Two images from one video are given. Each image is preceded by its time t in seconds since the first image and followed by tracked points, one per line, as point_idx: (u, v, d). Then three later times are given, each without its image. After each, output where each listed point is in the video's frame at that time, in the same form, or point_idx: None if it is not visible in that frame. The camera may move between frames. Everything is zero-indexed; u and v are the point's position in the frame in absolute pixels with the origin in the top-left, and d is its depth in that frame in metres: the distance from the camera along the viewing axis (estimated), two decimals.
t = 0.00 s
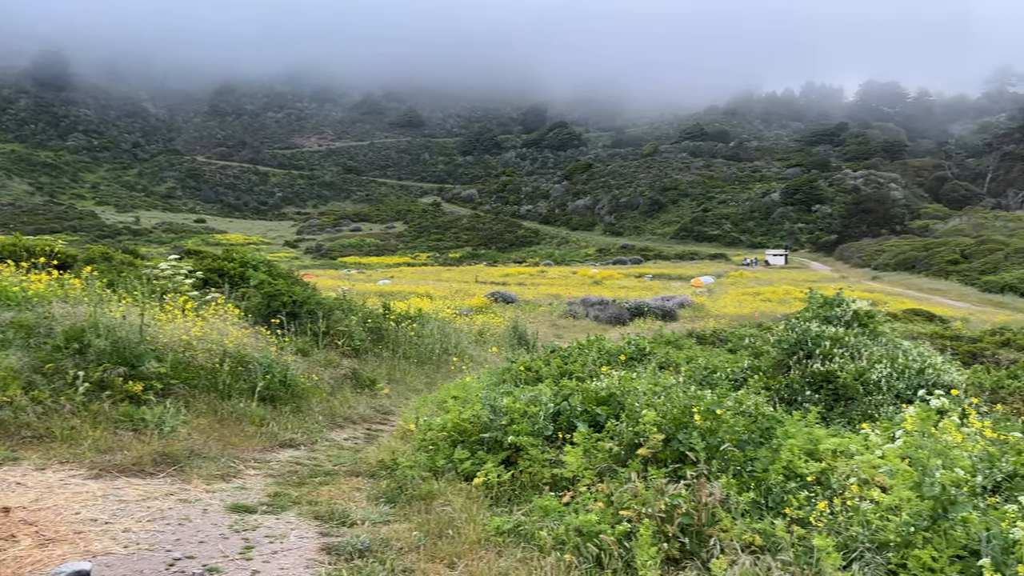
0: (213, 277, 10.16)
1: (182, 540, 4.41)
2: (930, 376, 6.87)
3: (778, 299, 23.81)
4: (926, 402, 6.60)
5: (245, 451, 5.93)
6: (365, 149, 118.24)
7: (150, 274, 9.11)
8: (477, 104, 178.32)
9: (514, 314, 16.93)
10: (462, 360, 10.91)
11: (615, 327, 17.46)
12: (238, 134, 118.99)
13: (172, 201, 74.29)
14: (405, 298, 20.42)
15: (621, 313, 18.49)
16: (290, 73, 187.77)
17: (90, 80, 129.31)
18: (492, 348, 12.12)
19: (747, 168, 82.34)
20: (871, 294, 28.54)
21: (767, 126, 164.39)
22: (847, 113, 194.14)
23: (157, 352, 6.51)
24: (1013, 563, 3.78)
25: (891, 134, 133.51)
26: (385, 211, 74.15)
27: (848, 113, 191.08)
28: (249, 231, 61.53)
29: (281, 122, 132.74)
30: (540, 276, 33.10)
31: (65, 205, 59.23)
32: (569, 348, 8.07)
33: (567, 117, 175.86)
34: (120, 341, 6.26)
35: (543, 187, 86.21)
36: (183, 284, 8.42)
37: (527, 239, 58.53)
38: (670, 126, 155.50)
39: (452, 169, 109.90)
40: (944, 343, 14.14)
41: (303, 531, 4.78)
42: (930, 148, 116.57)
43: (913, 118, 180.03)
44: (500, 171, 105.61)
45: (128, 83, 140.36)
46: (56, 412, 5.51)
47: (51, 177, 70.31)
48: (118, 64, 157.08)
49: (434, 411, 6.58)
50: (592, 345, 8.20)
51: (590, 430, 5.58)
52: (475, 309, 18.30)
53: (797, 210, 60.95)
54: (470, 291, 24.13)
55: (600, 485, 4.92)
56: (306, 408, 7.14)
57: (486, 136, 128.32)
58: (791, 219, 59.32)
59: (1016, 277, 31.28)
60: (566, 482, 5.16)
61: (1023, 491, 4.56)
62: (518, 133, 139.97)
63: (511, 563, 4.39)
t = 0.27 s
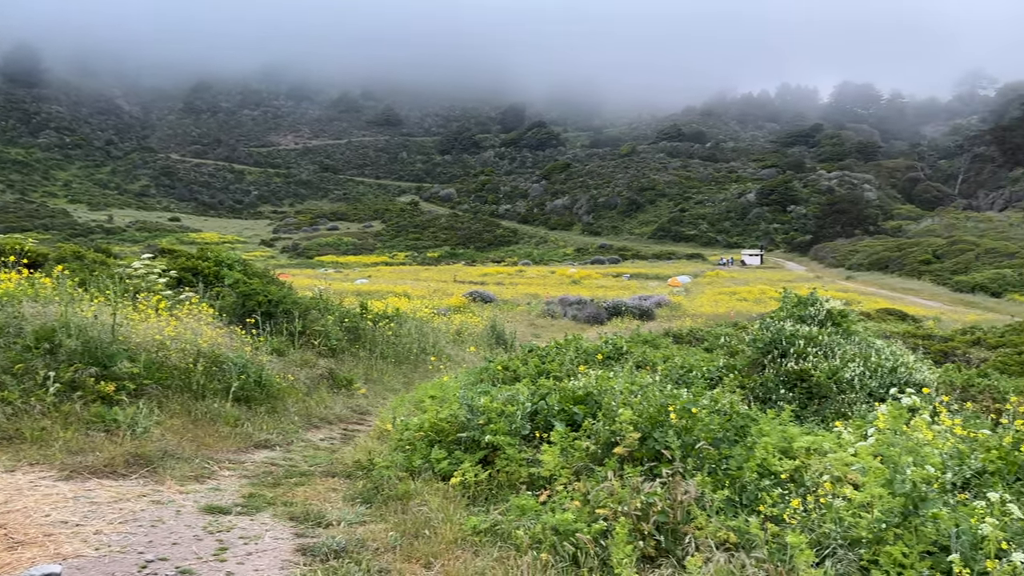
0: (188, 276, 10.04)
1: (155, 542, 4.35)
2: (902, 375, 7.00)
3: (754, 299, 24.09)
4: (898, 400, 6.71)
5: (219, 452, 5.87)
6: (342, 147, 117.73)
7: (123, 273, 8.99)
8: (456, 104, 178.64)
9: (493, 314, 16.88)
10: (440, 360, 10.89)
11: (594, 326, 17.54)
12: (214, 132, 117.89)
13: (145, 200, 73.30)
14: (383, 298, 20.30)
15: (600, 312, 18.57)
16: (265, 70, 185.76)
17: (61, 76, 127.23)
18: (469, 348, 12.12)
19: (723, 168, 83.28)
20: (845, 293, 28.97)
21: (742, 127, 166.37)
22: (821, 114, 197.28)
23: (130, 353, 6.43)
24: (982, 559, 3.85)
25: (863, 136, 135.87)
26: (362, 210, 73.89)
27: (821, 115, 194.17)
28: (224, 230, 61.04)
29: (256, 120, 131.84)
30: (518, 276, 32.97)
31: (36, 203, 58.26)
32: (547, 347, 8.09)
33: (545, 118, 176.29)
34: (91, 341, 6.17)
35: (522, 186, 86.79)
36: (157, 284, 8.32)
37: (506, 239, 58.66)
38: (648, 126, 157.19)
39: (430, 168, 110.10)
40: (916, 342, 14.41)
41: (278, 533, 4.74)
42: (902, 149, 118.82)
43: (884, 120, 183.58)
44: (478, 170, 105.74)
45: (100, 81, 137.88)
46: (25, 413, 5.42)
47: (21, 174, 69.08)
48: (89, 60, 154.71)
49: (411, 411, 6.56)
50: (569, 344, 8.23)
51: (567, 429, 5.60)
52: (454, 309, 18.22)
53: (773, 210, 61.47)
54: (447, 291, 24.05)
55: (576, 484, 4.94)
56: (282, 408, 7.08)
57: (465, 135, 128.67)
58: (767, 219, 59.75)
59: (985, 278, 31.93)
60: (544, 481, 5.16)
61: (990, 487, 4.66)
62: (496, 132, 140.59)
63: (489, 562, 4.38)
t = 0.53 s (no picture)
0: (161, 276, 9.92)
1: (126, 544, 4.29)
2: (875, 373, 7.12)
3: (730, 298, 24.37)
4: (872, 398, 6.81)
5: (192, 453, 5.81)
6: (318, 145, 117.07)
7: (95, 272, 8.85)
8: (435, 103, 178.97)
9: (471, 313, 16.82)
10: (417, 359, 10.87)
11: (571, 326, 17.59)
12: (189, 130, 116.71)
13: (118, 197, 72.30)
14: (360, 297, 20.14)
15: (577, 312, 18.63)
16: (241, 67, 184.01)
17: (31, 72, 124.99)
18: (446, 348, 12.09)
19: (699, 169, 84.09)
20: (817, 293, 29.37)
21: (719, 128, 167.93)
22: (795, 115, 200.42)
23: (102, 353, 6.35)
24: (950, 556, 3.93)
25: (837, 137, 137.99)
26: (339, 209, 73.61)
27: (797, 116, 196.56)
28: (198, 229, 60.49)
29: (231, 118, 130.77)
30: (495, 276, 32.78)
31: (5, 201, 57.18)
32: (525, 347, 8.11)
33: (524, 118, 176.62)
34: (62, 342, 6.09)
35: (500, 186, 87.27)
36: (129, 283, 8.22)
37: (484, 240, 59.21)
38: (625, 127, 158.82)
39: (407, 167, 110.08)
40: (888, 341, 14.62)
41: (252, 534, 4.70)
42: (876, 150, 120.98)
43: (858, 121, 186.54)
44: (456, 170, 105.85)
45: (72, 77, 135.48)
46: None
47: None
48: (59, 56, 152.21)
49: (387, 411, 6.55)
50: (547, 343, 8.26)
51: (544, 429, 5.61)
52: (432, 309, 18.10)
53: (748, 211, 63.59)
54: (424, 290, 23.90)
55: (551, 484, 4.94)
56: (257, 408, 7.03)
57: (443, 134, 128.96)
58: (743, 219, 61.77)
59: (956, 278, 32.63)
60: (521, 481, 5.16)
61: (960, 484, 4.73)
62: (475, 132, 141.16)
63: (464, 562, 4.37)
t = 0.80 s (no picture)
0: (132, 275, 9.78)
1: (96, 547, 4.23)
2: (846, 372, 7.25)
3: (705, 297, 24.65)
4: (842, 397, 6.92)
5: (163, 455, 5.74)
6: (293, 143, 116.32)
7: (64, 271, 8.70)
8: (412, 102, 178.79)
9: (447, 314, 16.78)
10: (393, 359, 10.84)
11: (549, 326, 17.66)
12: (161, 127, 115.26)
13: (89, 195, 71.12)
14: (337, 297, 20.01)
15: (554, 312, 18.69)
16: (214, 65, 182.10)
17: None
18: (422, 347, 12.07)
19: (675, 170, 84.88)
20: (790, 293, 29.76)
21: (694, 130, 169.57)
22: (768, 117, 203.34)
23: (71, 353, 6.24)
24: (919, 552, 4.00)
25: (810, 139, 140.11)
26: (314, 208, 73.24)
27: (770, 118, 199.43)
28: (171, 228, 59.76)
29: (205, 116, 129.40)
30: (473, 275, 32.84)
31: None
32: (502, 347, 8.13)
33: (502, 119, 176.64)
34: (29, 342, 5.98)
35: (477, 185, 87.44)
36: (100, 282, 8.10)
37: (462, 239, 59.26)
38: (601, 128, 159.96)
39: (383, 165, 109.67)
40: (860, 340, 14.89)
41: (225, 535, 4.66)
42: (847, 152, 123.15)
43: (830, 123, 189.75)
44: (433, 169, 105.80)
45: (41, 74, 133.04)
46: None
47: None
48: (26, 52, 149.25)
49: (362, 411, 6.52)
50: (523, 343, 8.28)
51: (520, 428, 5.62)
52: (408, 309, 18.01)
53: (723, 211, 64.61)
54: (402, 290, 23.82)
55: (527, 484, 4.95)
56: (229, 409, 6.96)
57: (420, 134, 128.96)
58: (718, 219, 62.77)
59: (926, 278, 33.69)
60: (496, 480, 5.16)
61: (928, 481, 4.80)
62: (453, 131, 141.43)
63: (439, 562, 4.36)
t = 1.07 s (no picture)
0: (103, 274, 9.62)
1: (66, 550, 4.17)
2: (819, 371, 7.36)
3: (682, 297, 24.86)
4: (815, 396, 7.02)
5: (135, 456, 5.67)
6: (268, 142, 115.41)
7: (33, 271, 8.57)
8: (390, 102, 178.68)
9: (424, 314, 16.75)
10: (369, 360, 10.83)
11: (526, 326, 17.69)
12: (135, 125, 113.64)
13: (60, 193, 69.91)
14: (313, 296, 19.92)
15: (531, 311, 18.73)
16: (188, 63, 180.04)
17: None
18: (399, 347, 12.06)
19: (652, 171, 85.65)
20: (766, 293, 30.03)
21: (671, 131, 170.64)
22: (744, 118, 206.08)
23: (40, 354, 6.15)
24: (889, 550, 4.10)
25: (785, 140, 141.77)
26: (290, 207, 72.83)
27: (745, 120, 202.13)
28: (144, 227, 59.04)
29: (180, 113, 127.92)
30: (450, 275, 32.84)
31: None
32: (478, 347, 8.15)
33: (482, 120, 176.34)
34: None
35: (455, 185, 87.65)
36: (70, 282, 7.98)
37: (440, 238, 59.50)
38: (580, 129, 161.08)
39: (361, 164, 109.32)
40: (834, 339, 15.06)
41: (198, 538, 4.61)
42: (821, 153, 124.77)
43: (805, 125, 192.12)
44: (410, 168, 105.53)
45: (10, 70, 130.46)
46: None
47: None
48: None
49: (338, 411, 6.50)
50: (500, 344, 8.32)
51: (497, 428, 5.63)
52: (385, 308, 17.97)
53: (699, 212, 65.23)
54: (380, 290, 23.72)
55: (504, 483, 4.95)
56: (203, 410, 6.90)
57: (397, 133, 128.90)
58: (694, 220, 63.35)
59: (898, 278, 34.19)
60: (473, 480, 5.15)
61: (899, 478, 4.87)
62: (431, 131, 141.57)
63: (415, 563, 4.35)
